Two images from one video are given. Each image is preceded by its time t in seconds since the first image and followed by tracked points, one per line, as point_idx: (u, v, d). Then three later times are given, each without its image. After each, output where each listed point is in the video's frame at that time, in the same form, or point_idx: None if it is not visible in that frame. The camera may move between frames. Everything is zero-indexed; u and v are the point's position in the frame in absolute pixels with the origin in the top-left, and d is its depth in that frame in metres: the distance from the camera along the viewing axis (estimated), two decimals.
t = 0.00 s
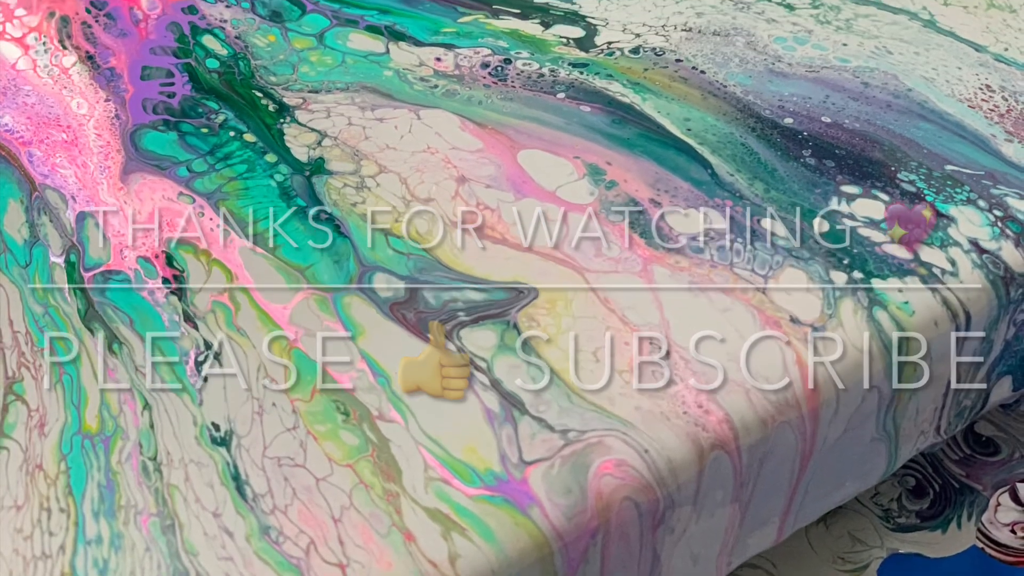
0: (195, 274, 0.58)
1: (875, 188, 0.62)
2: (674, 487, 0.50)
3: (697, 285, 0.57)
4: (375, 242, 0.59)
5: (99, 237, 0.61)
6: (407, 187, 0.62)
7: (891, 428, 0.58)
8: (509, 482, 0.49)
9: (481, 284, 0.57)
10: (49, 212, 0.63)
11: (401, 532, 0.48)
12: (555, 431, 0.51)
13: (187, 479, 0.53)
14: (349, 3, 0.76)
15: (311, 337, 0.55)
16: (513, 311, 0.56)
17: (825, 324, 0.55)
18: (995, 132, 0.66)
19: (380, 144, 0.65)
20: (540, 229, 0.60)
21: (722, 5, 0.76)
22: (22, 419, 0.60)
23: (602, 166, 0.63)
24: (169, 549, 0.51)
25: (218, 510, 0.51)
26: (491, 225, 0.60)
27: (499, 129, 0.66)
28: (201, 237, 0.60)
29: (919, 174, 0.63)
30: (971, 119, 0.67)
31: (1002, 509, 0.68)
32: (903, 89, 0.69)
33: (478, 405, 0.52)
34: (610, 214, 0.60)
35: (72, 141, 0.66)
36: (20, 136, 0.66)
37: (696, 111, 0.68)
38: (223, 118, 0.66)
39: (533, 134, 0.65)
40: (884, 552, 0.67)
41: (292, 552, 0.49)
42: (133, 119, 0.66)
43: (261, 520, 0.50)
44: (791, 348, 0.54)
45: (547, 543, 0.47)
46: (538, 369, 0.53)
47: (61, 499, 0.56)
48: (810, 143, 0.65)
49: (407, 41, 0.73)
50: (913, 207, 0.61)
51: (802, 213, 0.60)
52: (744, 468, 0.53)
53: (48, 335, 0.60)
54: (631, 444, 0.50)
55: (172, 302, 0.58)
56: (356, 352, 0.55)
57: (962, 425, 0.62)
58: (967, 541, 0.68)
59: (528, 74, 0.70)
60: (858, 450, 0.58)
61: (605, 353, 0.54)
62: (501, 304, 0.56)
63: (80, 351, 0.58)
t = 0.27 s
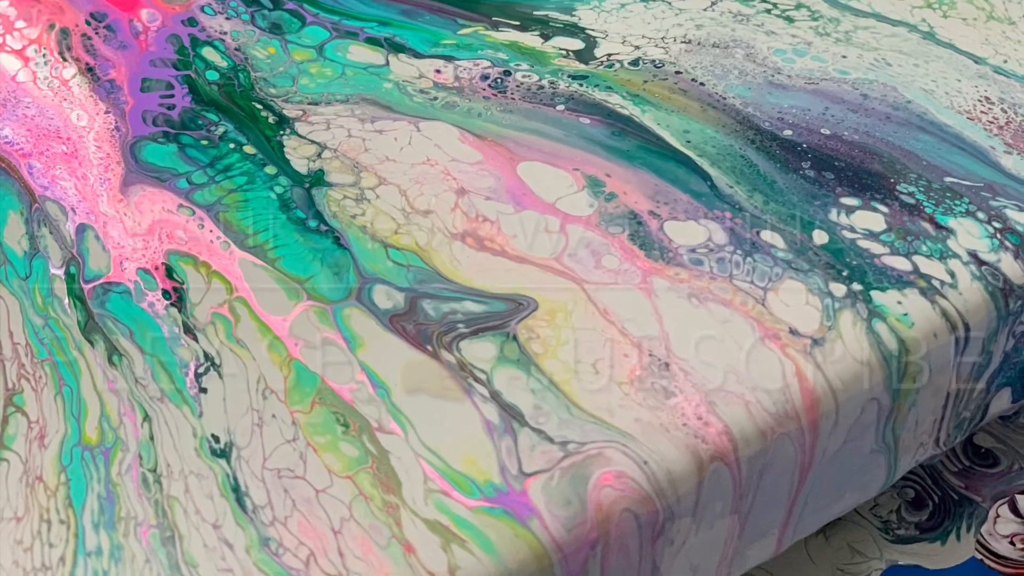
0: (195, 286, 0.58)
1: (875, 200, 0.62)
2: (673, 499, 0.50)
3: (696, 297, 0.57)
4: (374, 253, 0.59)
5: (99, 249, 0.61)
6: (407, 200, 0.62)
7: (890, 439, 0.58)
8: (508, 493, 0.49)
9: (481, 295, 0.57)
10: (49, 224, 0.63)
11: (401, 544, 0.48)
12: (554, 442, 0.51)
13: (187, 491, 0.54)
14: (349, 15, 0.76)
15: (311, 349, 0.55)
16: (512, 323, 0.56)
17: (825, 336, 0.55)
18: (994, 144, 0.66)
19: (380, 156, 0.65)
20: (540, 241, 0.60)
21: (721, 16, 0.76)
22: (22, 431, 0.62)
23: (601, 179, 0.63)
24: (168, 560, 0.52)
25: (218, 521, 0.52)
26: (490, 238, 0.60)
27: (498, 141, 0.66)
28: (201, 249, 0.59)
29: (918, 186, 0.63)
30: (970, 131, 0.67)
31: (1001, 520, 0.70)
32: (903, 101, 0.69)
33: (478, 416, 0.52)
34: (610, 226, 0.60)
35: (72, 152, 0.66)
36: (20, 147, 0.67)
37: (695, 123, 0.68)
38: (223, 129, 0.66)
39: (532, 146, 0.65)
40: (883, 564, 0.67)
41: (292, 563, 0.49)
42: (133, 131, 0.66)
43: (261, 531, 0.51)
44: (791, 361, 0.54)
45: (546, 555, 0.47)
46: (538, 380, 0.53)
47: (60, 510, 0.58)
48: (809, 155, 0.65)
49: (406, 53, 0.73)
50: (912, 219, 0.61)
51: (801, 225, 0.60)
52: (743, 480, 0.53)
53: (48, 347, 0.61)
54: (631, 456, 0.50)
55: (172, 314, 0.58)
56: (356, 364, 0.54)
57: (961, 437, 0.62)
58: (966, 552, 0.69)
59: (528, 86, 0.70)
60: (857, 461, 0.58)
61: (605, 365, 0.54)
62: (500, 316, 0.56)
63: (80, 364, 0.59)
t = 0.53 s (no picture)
0: (195, 298, 0.58)
1: (874, 212, 0.62)
2: (672, 511, 0.50)
3: (696, 309, 0.57)
4: (374, 265, 0.59)
5: (99, 262, 0.61)
6: (406, 212, 0.62)
7: (889, 451, 0.58)
8: (507, 505, 0.49)
9: (481, 307, 0.57)
10: (49, 236, 0.63)
11: (401, 556, 0.48)
12: (554, 454, 0.51)
13: (187, 502, 0.54)
14: (349, 27, 0.76)
15: (311, 360, 0.55)
16: (512, 334, 0.56)
17: (824, 347, 0.55)
18: (993, 156, 0.66)
19: (379, 168, 0.65)
20: (540, 253, 0.60)
21: (721, 29, 0.76)
22: (21, 443, 0.61)
23: (601, 191, 0.63)
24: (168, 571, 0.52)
25: (218, 533, 0.52)
26: (490, 250, 0.60)
27: (498, 153, 0.66)
28: (201, 261, 0.60)
29: (918, 198, 0.63)
30: (969, 143, 0.67)
31: (1000, 532, 0.69)
32: (903, 113, 0.69)
33: (477, 428, 0.52)
34: (610, 238, 0.60)
35: (71, 164, 0.66)
36: (20, 159, 0.67)
37: (695, 135, 0.68)
38: (223, 141, 0.66)
39: (532, 158, 0.65)
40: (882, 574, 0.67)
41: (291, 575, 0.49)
42: (133, 143, 0.66)
43: (261, 543, 0.51)
44: (790, 372, 0.54)
45: (545, 567, 0.47)
46: (538, 392, 0.53)
47: (60, 522, 0.57)
48: (808, 167, 0.65)
49: (406, 65, 0.73)
50: (911, 231, 0.61)
51: (800, 236, 0.61)
52: (743, 492, 0.53)
53: (48, 359, 0.61)
54: (630, 468, 0.50)
55: (172, 326, 0.58)
56: (356, 375, 0.54)
57: (960, 448, 0.62)
58: (966, 562, 0.68)
59: (527, 98, 0.70)
60: (857, 472, 0.58)
61: (604, 377, 0.54)
62: (500, 328, 0.56)
63: (80, 375, 0.59)
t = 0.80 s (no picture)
0: (194, 309, 0.58)
1: (873, 224, 0.62)
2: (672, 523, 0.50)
3: (695, 321, 0.57)
4: (373, 277, 0.59)
5: (99, 274, 0.61)
6: (406, 224, 0.62)
7: (888, 463, 0.58)
8: (507, 516, 0.49)
9: (480, 319, 0.57)
10: (49, 248, 0.63)
11: (400, 567, 0.48)
12: (553, 465, 0.50)
13: (186, 514, 0.55)
14: (349, 39, 0.76)
15: (311, 372, 0.55)
16: (511, 346, 0.56)
17: (823, 359, 0.55)
18: (993, 168, 0.66)
19: (379, 180, 0.65)
20: (539, 265, 0.60)
21: (721, 41, 0.77)
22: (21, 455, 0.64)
23: (600, 203, 0.63)
24: None
25: (218, 544, 0.54)
26: (490, 262, 0.60)
27: (497, 165, 0.66)
28: (201, 272, 0.59)
29: (917, 210, 0.63)
30: (969, 154, 0.67)
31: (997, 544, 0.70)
32: (902, 125, 0.69)
33: (477, 440, 0.52)
34: (609, 250, 0.61)
35: (71, 177, 0.66)
36: (20, 171, 0.67)
37: (694, 146, 0.68)
38: (223, 152, 0.66)
39: (532, 170, 0.66)
40: None
41: None
42: (133, 155, 0.66)
43: (261, 555, 0.52)
44: (790, 384, 0.54)
45: None
46: (537, 404, 0.53)
47: (61, 534, 0.61)
48: (807, 179, 0.65)
49: (406, 77, 0.73)
50: (911, 243, 0.61)
51: (800, 249, 0.61)
52: (742, 503, 0.53)
53: (48, 370, 0.63)
54: (630, 479, 0.50)
55: (172, 337, 0.58)
56: (355, 387, 0.54)
57: (960, 460, 0.62)
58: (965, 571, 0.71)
59: (527, 110, 0.70)
60: (857, 484, 0.58)
61: (604, 389, 0.54)
62: (499, 340, 0.56)
63: (79, 387, 0.61)
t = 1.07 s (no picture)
0: (194, 322, 0.58)
1: (872, 236, 0.62)
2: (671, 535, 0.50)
3: (694, 333, 0.57)
4: (373, 289, 0.59)
5: (99, 286, 0.61)
6: (405, 235, 0.62)
7: (887, 475, 0.58)
8: (506, 528, 0.49)
9: (480, 331, 0.57)
10: (49, 260, 0.64)
11: None
12: (553, 477, 0.50)
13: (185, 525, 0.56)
14: (349, 51, 0.76)
15: (310, 384, 0.55)
16: (510, 358, 0.56)
17: (823, 371, 0.55)
18: (992, 180, 0.66)
19: (379, 192, 0.65)
20: (539, 277, 0.60)
21: (721, 53, 0.77)
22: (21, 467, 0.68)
23: (600, 214, 0.63)
24: None
25: (218, 556, 0.55)
26: (489, 274, 0.60)
27: (497, 177, 0.66)
28: (201, 284, 0.59)
29: (916, 221, 0.63)
30: (968, 167, 0.67)
31: (999, 555, 0.69)
32: (901, 137, 0.69)
33: (477, 451, 0.52)
34: (609, 262, 0.61)
35: (71, 188, 0.66)
36: (20, 183, 0.67)
37: (693, 158, 0.68)
38: (223, 163, 0.66)
39: (531, 181, 0.66)
40: None
41: None
42: (133, 167, 0.66)
43: (260, 566, 0.53)
44: (789, 396, 0.54)
45: None
46: (537, 416, 0.53)
47: (60, 545, 0.64)
48: (807, 190, 0.65)
49: (406, 89, 0.73)
50: (910, 255, 0.61)
51: (799, 260, 0.61)
52: (741, 515, 0.53)
53: (49, 382, 0.65)
54: (629, 491, 0.50)
55: (172, 349, 0.58)
56: (355, 399, 0.54)
57: (959, 472, 0.62)
58: None
59: (526, 122, 0.70)
60: (856, 495, 0.58)
61: (603, 401, 0.54)
62: (499, 351, 0.56)
63: (80, 400, 0.62)
